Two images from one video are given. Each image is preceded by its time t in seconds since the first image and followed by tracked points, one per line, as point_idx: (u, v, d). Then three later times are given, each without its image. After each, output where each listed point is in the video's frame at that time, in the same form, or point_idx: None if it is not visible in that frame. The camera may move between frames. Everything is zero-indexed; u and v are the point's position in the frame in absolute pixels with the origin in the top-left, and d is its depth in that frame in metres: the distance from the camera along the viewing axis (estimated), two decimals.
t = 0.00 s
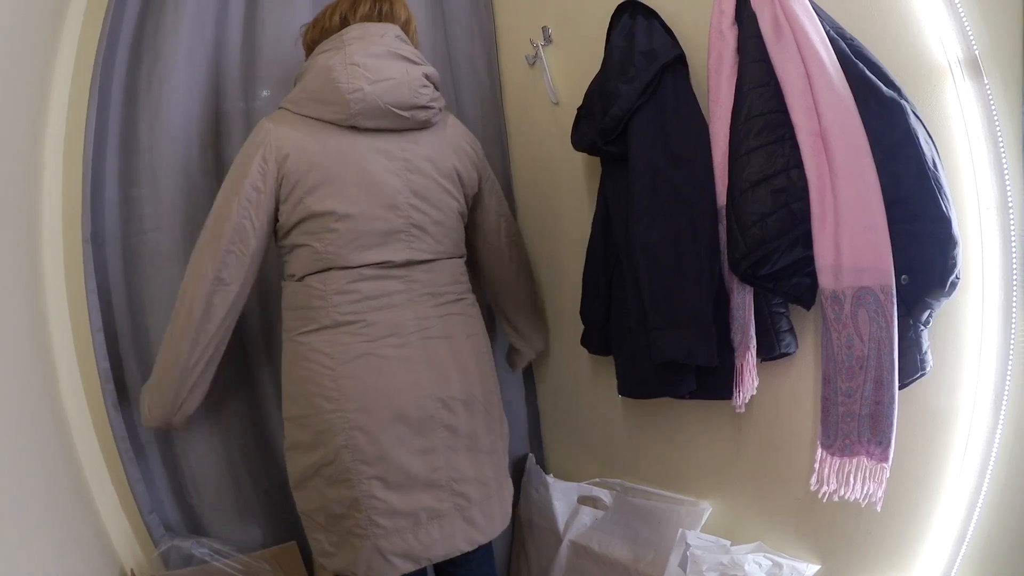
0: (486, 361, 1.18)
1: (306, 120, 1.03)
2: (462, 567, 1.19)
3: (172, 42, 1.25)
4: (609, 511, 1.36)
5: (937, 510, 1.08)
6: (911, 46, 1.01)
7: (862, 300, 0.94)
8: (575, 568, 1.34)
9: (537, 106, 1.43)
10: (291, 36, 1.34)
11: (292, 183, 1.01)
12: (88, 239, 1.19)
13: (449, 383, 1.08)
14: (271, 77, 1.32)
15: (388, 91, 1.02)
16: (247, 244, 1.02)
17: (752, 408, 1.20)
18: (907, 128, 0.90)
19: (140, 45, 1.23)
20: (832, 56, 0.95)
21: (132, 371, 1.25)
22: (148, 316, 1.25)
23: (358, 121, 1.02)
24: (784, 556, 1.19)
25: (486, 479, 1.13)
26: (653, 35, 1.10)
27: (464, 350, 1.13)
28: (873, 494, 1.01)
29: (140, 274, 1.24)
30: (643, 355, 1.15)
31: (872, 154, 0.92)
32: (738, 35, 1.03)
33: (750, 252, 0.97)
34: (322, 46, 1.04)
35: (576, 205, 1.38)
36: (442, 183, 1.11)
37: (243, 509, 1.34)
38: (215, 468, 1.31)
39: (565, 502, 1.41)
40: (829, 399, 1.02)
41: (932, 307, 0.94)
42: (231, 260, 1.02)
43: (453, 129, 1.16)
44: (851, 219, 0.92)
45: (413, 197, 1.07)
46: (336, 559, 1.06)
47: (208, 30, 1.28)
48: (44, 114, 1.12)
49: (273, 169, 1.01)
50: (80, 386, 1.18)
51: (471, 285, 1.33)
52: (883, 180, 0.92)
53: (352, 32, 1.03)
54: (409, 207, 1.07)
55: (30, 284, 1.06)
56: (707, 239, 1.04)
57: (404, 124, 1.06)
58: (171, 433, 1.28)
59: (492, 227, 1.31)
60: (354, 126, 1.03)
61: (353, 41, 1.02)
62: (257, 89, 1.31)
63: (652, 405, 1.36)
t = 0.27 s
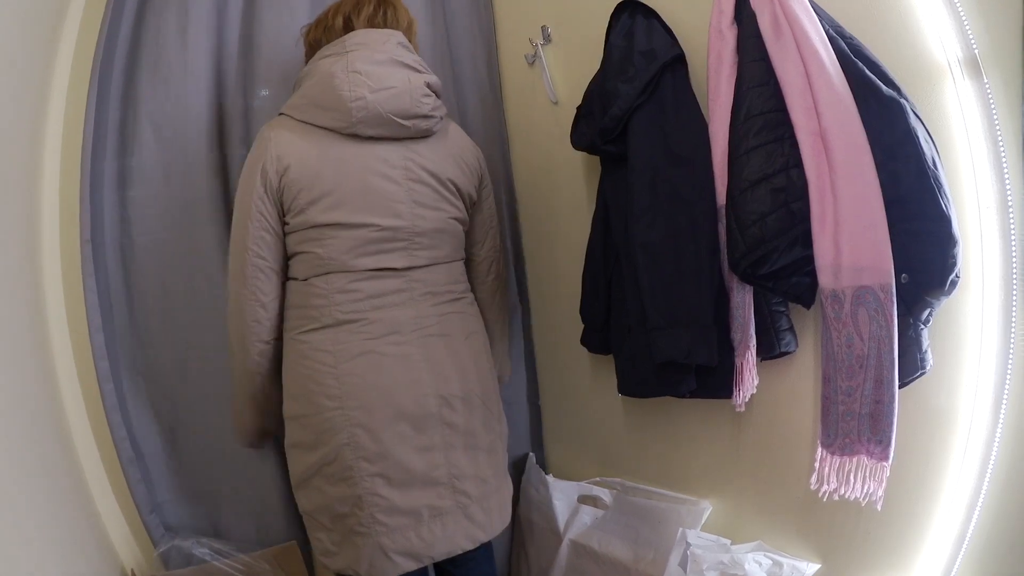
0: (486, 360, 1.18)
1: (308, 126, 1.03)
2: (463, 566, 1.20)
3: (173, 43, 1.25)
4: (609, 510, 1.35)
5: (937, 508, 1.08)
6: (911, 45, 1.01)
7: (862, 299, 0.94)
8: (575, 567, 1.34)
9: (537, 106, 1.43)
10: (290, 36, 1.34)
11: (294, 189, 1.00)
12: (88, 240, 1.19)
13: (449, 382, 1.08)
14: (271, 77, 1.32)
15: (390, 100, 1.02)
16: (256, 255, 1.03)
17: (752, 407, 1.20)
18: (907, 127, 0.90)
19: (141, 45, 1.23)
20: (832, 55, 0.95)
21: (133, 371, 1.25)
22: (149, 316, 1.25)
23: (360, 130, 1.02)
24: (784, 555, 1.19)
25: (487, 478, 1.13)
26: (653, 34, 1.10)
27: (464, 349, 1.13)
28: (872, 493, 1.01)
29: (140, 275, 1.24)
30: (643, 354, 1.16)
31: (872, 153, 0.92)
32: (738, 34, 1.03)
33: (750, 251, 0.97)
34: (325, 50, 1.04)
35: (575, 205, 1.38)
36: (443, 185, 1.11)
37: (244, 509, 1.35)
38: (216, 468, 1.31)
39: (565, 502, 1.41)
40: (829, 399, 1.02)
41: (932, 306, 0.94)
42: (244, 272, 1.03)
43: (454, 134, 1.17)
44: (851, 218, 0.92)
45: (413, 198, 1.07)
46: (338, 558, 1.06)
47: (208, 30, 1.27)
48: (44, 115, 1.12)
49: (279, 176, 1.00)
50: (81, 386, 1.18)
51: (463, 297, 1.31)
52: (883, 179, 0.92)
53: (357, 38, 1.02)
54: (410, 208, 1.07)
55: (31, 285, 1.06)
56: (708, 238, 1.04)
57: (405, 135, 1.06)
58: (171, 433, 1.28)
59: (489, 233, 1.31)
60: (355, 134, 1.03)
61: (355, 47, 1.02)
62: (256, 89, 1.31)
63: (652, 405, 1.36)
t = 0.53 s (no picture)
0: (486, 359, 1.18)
1: (310, 124, 1.03)
2: (463, 565, 1.20)
3: (174, 42, 1.25)
4: (609, 510, 1.35)
5: (937, 508, 1.08)
6: (912, 44, 1.01)
7: (863, 299, 0.94)
8: (575, 567, 1.34)
9: (537, 106, 1.43)
10: (291, 35, 1.33)
11: (294, 187, 1.00)
12: (90, 238, 1.19)
13: (450, 381, 1.08)
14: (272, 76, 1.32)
15: (392, 99, 1.02)
16: (259, 252, 1.03)
17: (752, 407, 1.20)
18: (908, 127, 0.90)
19: (142, 44, 1.23)
20: (833, 55, 0.94)
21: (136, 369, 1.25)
22: (150, 315, 1.25)
23: (360, 128, 1.02)
24: (785, 555, 1.19)
25: (486, 477, 1.13)
26: (654, 34, 1.10)
27: (464, 349, 1.13)
28: (873, 493, 1.01)
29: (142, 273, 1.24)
30: (643, 354, 1.16)
31: (872, 154, 0.92)
32: (739, 34, 1.03)
33: (750, 251, 0.97)
34: (327, 48, 1.04)
35: (576, 204, 1.38)
36: (443, 184, 1.11)
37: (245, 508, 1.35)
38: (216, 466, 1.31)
39: (566, 501, 1.40)
40: (829, 399, 1.02)
41: (932, 306, 0.94)
42: (245, 270, 1.03)
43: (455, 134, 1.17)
44: (852, 218, 0.92)
45: (414, 197, 1.07)
46: (338, 556, 1.06)
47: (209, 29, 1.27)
48: (45, 113, 1.12)
49: (277, 174, 1.01)
50: (82, 384, 1.18)
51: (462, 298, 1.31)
52: (884, 179, 0.92)
53: (359, 37, 1.02)
54: (410, 207, 1.07)
55: (32, 283, 1.06)
56: (709, 238, 1.04)
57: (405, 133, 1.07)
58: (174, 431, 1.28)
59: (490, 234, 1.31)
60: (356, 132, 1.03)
61: (358, 47, 1.02)
62: (257, 88, 1.31)
63: (652, 404, 1.36)
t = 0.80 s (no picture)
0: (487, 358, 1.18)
1: (313, 122, 1.03)
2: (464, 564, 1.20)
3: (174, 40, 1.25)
4: (610, 509, 1.35)
5: (937, 508, 1.08)
6: (912, 44, 1.01)
7: (863, 300, 0.94)
8: (576, 567, 1.34)
9: (538, 106, 1.42)
10: (292, 35, 1.33)
11: (294, 184, 1.00)
12: (93, 236, 1.19)
13: (450, 380, 1.08)
14: (272, 75, 1.32)
15: (393, 98, 1.02)
16: (261, 250, 1.03)
17: (753, 407, 1.20)
18: (909, 127, 0.90)
19: (143, 43, 1.23)
20: (834, 55, 0.94)
21: (137, 369, 1.25)
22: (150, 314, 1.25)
23: (362, 125, 1.02)
24: (785, 555, 1.19)
25: (487, 477, 1.13)
26: (655, 33, 1.10)
27: (465, 349, 1.13)
28: (873, 493, 1.01)
29: (144, 270, 1.24)
30: (644, 354, 1.16)
31: (873, 154, 0.92)
32: (739, 33, 1.02)
33: (751, 251, 0.97)
34: (330, 47, 1.04)
35: (577, 204, 1.38)
36: (445, 184, 1.11)
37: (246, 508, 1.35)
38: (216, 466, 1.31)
39: (567, 501, 1.40)
40: (830, 399, 1.02)
41: (933, 306, 0.94)
42: (246, 263, 1.02)
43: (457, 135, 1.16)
44: (852, 218, 0.92)
45: (415, 196, 1.07)
46: (339, 555, 1.06)
47: (209, 29, 1.27)
48: (45, 112, 1.12)
49: (277, 172, 1.01)
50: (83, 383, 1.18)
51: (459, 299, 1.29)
52: (884, 179, 0.92)
53: (364, 35, 1.02)
54: (411, 206, 1.07)
55: (32, 282, 1.06)
56: (710, 237, 1.04)
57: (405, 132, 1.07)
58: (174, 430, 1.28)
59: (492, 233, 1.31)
60: (358, 130, 1.03)
61: (361, 45, 1.01)
62: (258, 88, 1.31)
63: (652, 404, 1.36)
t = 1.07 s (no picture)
0: (490, 357, 1.17)
1: (326, 115, 1.02)
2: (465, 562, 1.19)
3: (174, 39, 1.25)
4: (610, 508, 1.35)
5: (938, 507, 1.08)
6: (914, 43, 1.00)
7: (864, 298, 0.94)
8: (576, 566, 1.34)
9: (538, 104, 1.42)
10: (292, 34, 1.33)
11: (310, 174, 0.99)
12: (87, 236, 1.19)
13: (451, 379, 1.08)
14: (272, 74, 1.32)
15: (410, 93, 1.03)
16: (272, 240, 1.00)
17: (753, 406, 1.20)
18: (909, 125, 0.90)
19: (142, 41, 1.23)
20: (834, 53, 0.94)
21: (136, 368, 1.25)
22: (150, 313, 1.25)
23: (380, 120, 1.02)
24: (785, 554, 1.19)
25: (488, 476, 1.13)
26: (656, 31, 1.10)
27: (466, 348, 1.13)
28: (873, 492, 1.01)
29: (142, 269, 1.23)
30: (645, 353, 1.15)
31: (874, 152, 0.92)
32: (740, 32, 1.02)
33: (752, 249, 0.97)
34: (342, 42, 1.04)
35: (577, 203, 1.38)
36: (453, 182, 1.13)
37: (246, 508, 1.34)
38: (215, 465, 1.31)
39: (567, 499, 1.40)
40: (830, 397, 1.02)
41: (934, 305, 0.94)
42: (258, 254, 0.99)
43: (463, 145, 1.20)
44: (853, 216, 0.92)
45: (429, 190, 1.08)
46: (350, 557, 1.05)
47: (209, 27, 1.27)
48: (44, 111, 1.11)
49: (292, 160, 0.99)
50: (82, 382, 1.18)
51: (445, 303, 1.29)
52: (885, 177, 0.92)
53: (377, 33, 1.03)
54: (425, 200, 1.08)
55: (32, 281, 1.06)
56: (711, 236, 1.04)
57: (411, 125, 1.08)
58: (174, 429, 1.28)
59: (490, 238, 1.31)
60: (375, 124, 1.03)
61: (374, 41, 1.02)
62: (258, 87, 1.31)
63: (653, 403, 1.36)
